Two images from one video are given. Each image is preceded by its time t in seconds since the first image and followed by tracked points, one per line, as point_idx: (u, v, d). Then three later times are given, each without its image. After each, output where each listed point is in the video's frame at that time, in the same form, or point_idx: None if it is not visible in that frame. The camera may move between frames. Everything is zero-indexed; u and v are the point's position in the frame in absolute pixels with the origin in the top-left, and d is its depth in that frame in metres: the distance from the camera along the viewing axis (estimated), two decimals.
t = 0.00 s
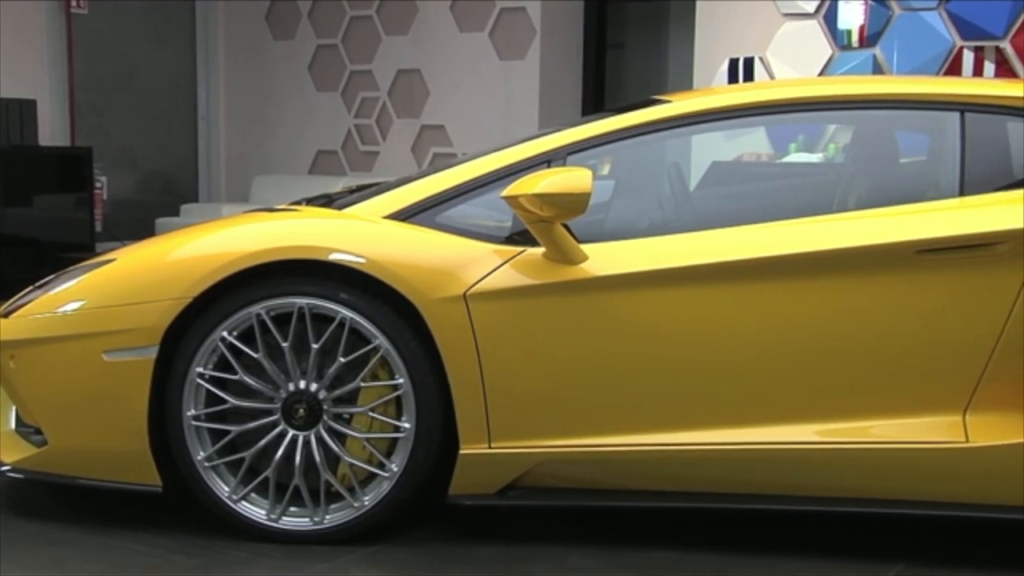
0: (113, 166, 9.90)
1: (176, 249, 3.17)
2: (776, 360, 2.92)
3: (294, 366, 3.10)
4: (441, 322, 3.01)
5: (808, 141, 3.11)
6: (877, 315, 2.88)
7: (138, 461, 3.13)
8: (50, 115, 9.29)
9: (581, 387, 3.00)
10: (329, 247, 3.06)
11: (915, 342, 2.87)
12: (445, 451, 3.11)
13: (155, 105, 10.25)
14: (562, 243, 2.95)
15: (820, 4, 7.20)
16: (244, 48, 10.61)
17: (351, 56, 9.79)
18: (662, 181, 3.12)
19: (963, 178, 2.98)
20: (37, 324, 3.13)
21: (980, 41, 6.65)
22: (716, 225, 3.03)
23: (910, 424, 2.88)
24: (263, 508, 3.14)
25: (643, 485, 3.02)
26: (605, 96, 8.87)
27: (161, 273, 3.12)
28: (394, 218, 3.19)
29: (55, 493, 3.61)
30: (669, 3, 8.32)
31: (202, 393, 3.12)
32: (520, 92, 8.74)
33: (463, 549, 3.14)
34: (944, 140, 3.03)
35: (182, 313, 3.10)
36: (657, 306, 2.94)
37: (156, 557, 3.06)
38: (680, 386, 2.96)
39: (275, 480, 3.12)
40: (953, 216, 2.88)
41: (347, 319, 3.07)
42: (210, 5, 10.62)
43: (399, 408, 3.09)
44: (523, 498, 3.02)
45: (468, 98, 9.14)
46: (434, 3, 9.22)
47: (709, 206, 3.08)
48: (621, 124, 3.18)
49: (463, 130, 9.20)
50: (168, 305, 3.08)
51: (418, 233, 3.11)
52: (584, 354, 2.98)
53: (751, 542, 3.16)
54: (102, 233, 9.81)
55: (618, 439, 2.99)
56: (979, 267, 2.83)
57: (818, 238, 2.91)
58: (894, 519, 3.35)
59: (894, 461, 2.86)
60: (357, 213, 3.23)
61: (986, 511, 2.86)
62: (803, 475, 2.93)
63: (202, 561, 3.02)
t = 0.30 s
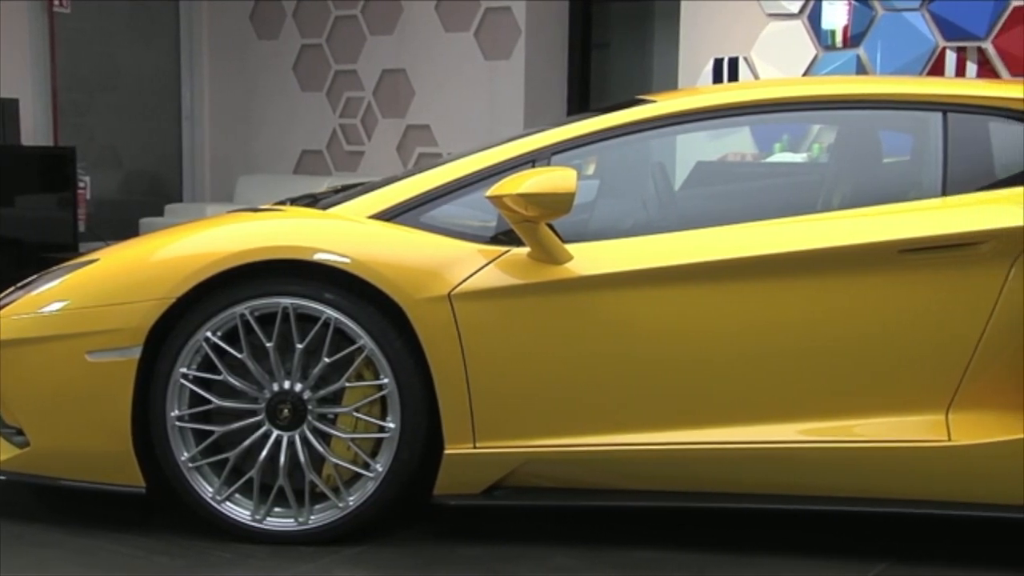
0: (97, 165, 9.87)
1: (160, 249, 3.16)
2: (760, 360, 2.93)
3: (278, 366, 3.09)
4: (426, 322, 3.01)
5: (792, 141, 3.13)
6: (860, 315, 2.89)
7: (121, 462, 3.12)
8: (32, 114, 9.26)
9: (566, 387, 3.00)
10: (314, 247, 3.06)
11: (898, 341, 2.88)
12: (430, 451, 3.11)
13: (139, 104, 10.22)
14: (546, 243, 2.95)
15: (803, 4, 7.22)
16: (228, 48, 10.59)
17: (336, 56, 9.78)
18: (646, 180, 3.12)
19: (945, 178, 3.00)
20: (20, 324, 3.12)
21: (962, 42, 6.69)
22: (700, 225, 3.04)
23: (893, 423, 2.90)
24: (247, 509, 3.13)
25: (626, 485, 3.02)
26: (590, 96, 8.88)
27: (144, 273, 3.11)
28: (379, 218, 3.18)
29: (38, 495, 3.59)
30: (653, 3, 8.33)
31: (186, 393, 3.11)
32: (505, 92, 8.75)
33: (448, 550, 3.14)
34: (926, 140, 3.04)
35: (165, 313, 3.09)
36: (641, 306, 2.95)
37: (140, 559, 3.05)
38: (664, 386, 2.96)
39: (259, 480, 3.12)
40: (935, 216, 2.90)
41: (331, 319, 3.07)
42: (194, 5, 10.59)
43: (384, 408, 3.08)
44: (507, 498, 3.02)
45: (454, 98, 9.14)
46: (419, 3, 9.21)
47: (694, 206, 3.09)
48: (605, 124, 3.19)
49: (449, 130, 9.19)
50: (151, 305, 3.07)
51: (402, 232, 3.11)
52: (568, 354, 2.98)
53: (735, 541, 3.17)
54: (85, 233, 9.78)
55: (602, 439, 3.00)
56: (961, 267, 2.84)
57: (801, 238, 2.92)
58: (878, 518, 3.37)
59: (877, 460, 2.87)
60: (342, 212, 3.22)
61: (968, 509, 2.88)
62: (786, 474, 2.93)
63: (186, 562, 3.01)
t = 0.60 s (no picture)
0: (76, 165, 9.84)
1: (139, 249, 3.15)
2: (740, 358, 2.93)
3: (258, 366, 3.08)
4: (406, 322, 3.01)
5: (772, 141, 3.14)
6: (839, 313, 2.90)
7: (99, 463, 3.10)
8: (11, 113, 9.19)
9: (547, 386, 3.00)
10: (294, 246, 3.05)
11: (877, 340, 2.89)
12: (411, 451, 3.10)
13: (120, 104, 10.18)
14: (527, 242, 2.95)
15: (784, 5, 7.25)
16: (208, 48, 10.55)
17: (317, 55, 9.75)
18: (627, 180, 3.13)
19: (923, 177, 3.01)
20: None
21: (940, 42, 6.72)
22: (680, 224, 3.05)
23: (872, 421, 2.91)
24: (227, 510, 3.13)
25: (607, 484, 3.02)
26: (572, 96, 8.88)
27: (123, 273, 3.10)
28: (359, 218, 3.18)
29: (16, 497, 3.58)
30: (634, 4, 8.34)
31: (165, 394, 3.10)
32: (487, 92, 8.74)
33: (429, 550, 3.14)
34: (905, 140, 3.06)
35: (145, 314, 3.08)
36: (622, 305, 2.95)
37: (119, 560, 3.04)
38: (645, 385, 2.97)
39: (240, 480, 3.11)
40: (914, 215, 2.91)
41: (312, 319, 3.06)
42: (174, 5, 10.55)
43: (364, 408, 3.08)
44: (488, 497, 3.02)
45: (436, 98, 9.12)
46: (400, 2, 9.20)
47: (674, 205, 3.09)
48: (585, 123, 3.19)
49: (431, 130, 9.18)
50: (130, 305, 3.06)
51: (383, 232, 3.10)
52: (549, 353, 2.99)
53: (716, 540, 3.17)
54: (64, 234, 9.76)
55: (582, 438, 3.00)
56: (939, 266, 2.86)
57: (781, 237, 2.93)
58: (857, 516, 3.38)
59: (856, 458, 2.89)
60: (322, 212, 3.21)
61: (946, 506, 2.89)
62: (766, 473, 2.94)
63: (165, 564, 3.00)
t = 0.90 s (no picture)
0: (56, 164, 9.86)
1: (120, 248, 3.14)
2: (722, 357, 2.94)
3: (241, 366, 3.08)
4: (390, 321, 3.00)
5: (755, 140, 3.15)
6: (821, 312, 2.91)
7: (79, 464, 3.09)
8: None
9: (530, 385, 3.00)
10: (277, 246, 3.05)
11: (859, 338, 2.90)
12: (394, 450, 3.10)
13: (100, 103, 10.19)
14: (510, 241, 2.95)
15: (766, 4, 7.27)
16: (189, 46, 10.44)
17: (300, 54, 9.72)
18: (610, 179, 3.13)
19: (904, 176, 3.03)
20: None
21: (921, 42, 6.75)
22: (663, 224, 3.05)
23: (854, 420, 2.92)
24: (209, 510, 3.12)
25: (590, 483, 3.03)
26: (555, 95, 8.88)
27: (105, 272, 3.08)
28: (342, 217, 3.17)
29: None
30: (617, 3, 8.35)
31: (147, 394, 3.08)
32: (471, 91, 8.74)
33: (413, 549, 3.14)
34: (887, 140, 3.07)
35: (126, 313, 3.07)
36: (605, 304, 2.96)
37: (100, 561, 3.03)
38: (627, 384, 2.98)
39: (222, 480, 3.10)
40: (895, 214, 2.92)
41: (294, 319, 3.06)
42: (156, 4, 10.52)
43: (347, 407, 3.08)
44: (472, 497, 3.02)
45: (420, 97, 9.11)
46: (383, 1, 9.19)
47: (657, 204, 3.09)
48: (568, 122, 3.20)
49: (415, 129, 9.17)
50: (111, 305, 3.05)
51: (366, 231, 3.10)
52: (532, 352, 2.99)
53: (699, 539, 3.18)
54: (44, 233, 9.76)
55: (565, 437, 3.00)
56: (919, 265, 2.87)
57: (763, 236, 2.93)
58: (840, 514, 3.39)
59: (838, 457, 2.90)
60: (305, 211, 3.21)
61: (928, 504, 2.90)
62: (748, 471, 2.95)
63: (147, 564, 2.99)
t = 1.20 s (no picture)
0: (32, 163, 9.80)
1: (96, 248, 3.12)
2: (700, 355, 2.95)
3: (218, 366, 3.07)
4: (368, 319, 3.00)
5: (734, 139, 3.13)
6: (798, 310, 2.92)
7: (53, 464, 3.06)
8: None
9: (509, 384, 3.00)
10: (254, 245, 3.04)
11: (836, 336, 2.92)
12: (373, 449, 3.10)
13: (77, 101, 10.13)
14: (488, 239, 2.95)
15: (745, 4, 7.29)
16: (166, 44, 10.38)
17: (279, 52, 9.69)
18: (588, 177, 3.13)
19: (881, 175, 3.04)
20: None
21: (899, 42, 6.79)
22: (641, 222, 3.06)
23: (830, 417, 2.93)
24: (186, 510, 3.10)
25: (569, 481, 3.03)
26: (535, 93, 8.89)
27: (80, 271, 3.07)
28: (320, 216, 3.17)
29: None
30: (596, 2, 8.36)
31: (124, 394, 3.07)
32: (451, 89, 8.74)
33: (391, 548, 3.13)
34: (863, 138, 3.08)
35: (102, 313, 3.06)
36: (583, 302, 2.96)
37: (76, 562, 3.01)
38: (605, 382, 2.98)
39: (199, 480, 3.09)
40: (872, 212, 2.93)
41: (272, 318, 3.05)
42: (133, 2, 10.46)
43: (325, 407, 3.07)
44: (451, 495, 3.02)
45: (400, 95, 9.09)
46: None
47: (635, 203, 3.10)
48: (546, 121, 3.20)
49: (395, 128, 9.16)
50: (86, 304, 3.03)
51: (344, 230, 3.09)
52: (511, 351, 2.99)
53: (677, 536, 3.19)
54: (20, 232, 9.70)
55: (544, 435, 3.01)
56: (895, 262, 2.89)
57: (740, 234, 2.94)
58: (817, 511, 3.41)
59: (815, 453, 2.91)
60: (283, 210, 3.20)
61: (904, 501, 2.91)
62: (726, 469, 2.96)
63: (123, 565, 2.98)
